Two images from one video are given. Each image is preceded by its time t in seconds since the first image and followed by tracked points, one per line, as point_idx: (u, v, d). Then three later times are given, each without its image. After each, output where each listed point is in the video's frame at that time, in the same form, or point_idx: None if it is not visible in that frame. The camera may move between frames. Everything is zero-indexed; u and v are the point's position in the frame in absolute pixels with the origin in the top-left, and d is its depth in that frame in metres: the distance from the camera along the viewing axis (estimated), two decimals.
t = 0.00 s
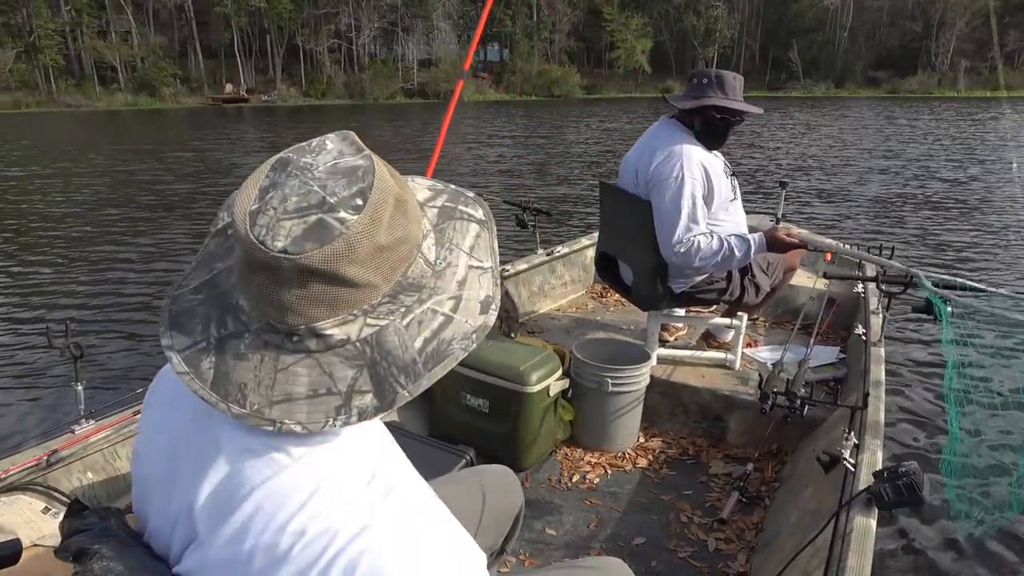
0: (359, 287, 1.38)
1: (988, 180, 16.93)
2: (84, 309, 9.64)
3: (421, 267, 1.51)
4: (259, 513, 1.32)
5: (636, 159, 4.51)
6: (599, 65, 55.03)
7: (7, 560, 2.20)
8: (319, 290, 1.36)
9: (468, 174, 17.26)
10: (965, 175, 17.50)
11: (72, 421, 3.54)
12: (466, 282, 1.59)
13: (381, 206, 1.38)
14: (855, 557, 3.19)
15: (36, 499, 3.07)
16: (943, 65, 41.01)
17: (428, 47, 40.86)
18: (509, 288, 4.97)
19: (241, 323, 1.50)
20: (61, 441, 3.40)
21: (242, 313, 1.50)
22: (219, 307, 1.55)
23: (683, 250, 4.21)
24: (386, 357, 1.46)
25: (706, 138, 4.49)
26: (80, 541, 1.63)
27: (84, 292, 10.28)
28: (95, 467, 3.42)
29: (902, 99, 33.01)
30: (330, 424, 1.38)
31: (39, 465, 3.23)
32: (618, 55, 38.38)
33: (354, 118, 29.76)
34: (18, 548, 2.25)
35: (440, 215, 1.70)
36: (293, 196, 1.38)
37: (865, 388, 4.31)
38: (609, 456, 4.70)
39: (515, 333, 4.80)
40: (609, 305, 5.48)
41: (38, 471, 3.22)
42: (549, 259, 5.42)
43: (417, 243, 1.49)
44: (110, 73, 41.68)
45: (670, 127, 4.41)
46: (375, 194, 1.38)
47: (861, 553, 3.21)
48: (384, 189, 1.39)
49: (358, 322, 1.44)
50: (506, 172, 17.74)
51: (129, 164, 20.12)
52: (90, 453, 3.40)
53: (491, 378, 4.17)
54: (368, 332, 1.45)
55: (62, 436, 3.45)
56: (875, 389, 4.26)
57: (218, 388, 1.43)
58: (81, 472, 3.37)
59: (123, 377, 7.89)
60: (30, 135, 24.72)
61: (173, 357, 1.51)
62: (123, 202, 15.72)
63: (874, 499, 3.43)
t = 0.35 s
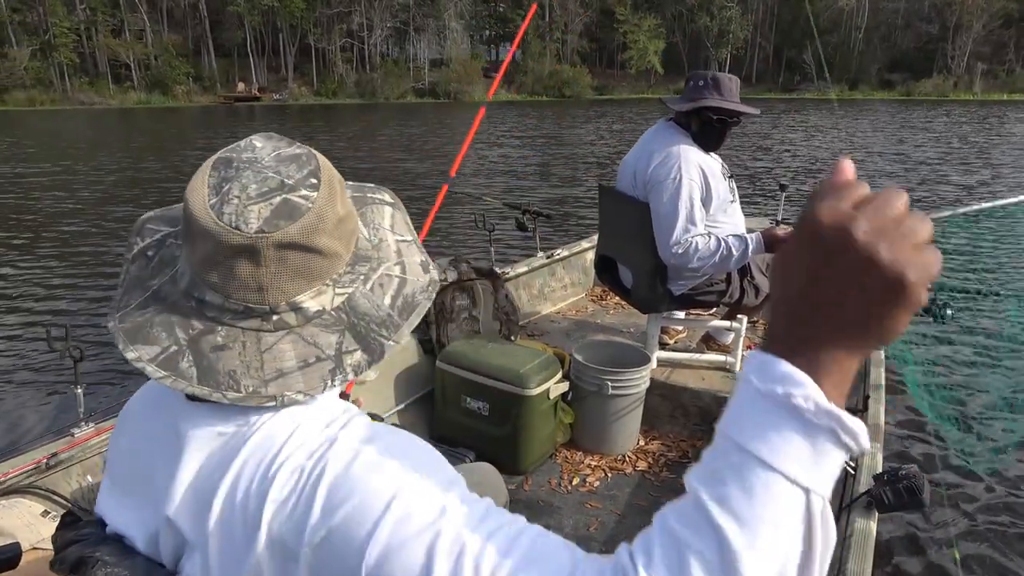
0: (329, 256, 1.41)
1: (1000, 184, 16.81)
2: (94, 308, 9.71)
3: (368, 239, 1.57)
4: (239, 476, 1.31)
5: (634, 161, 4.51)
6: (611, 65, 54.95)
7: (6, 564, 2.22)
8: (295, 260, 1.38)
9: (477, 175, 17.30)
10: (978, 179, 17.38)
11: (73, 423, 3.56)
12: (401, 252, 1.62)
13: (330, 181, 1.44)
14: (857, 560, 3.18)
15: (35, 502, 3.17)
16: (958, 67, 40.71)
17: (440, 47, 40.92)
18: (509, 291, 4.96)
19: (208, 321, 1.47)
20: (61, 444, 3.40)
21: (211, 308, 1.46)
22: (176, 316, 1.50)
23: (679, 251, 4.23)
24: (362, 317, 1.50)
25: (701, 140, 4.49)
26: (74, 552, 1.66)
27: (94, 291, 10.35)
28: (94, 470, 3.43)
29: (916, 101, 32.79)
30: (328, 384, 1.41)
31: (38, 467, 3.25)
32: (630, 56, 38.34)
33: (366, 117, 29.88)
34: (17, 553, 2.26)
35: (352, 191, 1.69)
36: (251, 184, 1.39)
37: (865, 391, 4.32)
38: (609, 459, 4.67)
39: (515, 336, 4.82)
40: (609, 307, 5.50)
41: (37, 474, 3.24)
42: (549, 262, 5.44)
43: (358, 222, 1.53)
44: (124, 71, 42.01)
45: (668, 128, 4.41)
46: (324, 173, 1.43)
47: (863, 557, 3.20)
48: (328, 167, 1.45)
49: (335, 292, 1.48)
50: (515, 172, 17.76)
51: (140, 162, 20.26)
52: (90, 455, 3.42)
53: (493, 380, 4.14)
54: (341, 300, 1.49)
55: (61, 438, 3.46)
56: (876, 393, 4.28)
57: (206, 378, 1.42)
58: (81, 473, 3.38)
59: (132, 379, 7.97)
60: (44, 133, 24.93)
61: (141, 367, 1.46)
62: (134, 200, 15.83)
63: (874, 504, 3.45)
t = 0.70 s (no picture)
0: (268, 245, 1.53)
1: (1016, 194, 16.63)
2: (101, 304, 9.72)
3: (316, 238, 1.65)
4: (184, 436, 1.44)
5: (634, 167, 4.52)
6: (625, 67, 54.63)
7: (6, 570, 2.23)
8: (239, 247, 1.50)
9: (487, 176, 17.26)
10: (994, 189, 17.19)
11: (74, 429, 3.55)
12: (346, 245, 1.71)
13: (271, 176, 1.56)
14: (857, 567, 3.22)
15: (35, 508, 3.17)
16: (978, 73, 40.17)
17: (454, 46, 40.76)
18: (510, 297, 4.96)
19: (165, 311, 1.58)
20: (62, 450, 3.40)
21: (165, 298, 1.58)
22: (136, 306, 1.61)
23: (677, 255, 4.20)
24: (306, 296, 1.59)
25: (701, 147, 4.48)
26: (71, 549, 1.72)
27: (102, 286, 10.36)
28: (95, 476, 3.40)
29: (934, 108, 32.40)
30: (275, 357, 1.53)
31: (39, 473, 3.25)
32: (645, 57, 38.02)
33: (378, 116, 29.84)
34: (15, 561, 2.26)
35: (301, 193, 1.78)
36: (193, 183, 1.52)
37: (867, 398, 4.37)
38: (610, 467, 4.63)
39: (515, 342, 4.81)
40: (609, 314, 5.51)
41: (37, 480, 3.24)
42: (550, 268, 5.45)
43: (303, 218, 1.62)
44: (138, 66, 42.04)
45: (668, 135, 4.39)
46: (264, 171, 1.55)
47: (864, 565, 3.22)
48: (268, 163, 1.57)
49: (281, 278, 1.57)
50: (524, 174, 17.69)
51: (152, 157, 20.28)
52: (91, 461, 3.40)
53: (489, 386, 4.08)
54: (287, 284, 1.58)
55: (64, 444, 3.46)
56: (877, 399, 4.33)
57: (162, 359, 1.53)
58: (82, 480, 3.37)
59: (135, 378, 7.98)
60: (56, 127, 24.98)
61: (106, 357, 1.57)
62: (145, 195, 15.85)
63: (876, 511, 3.47)
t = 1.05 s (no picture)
0: (182, 235, 1.43)
1: None
2: (109, 299, 9.77)
3: (245, 245, 1.41)
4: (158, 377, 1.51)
5: (632, 167, 4.54)
6: (638, 66, 54.43)
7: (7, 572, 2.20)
8: (182, 236, 1.43)
9: (496, 175, 17.25)
10: (1008, 194, 17.05)
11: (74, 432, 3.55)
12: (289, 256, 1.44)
13: (234, 169, 1.41)
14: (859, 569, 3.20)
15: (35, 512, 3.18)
16: (996, 76, 39.79)
17: (467, 43, 40.74)
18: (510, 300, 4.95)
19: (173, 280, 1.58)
20: (61, 454, 3.41)
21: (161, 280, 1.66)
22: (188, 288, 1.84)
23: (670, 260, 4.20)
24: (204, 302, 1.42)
25: (702, 153, 4.48)
26: (57, 531, 1.75)
27: (111, 280, 10.44)
28: (95, 478, 3.38)
29: (950, 111, 32.13)
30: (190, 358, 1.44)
31: (39, 476, 3.27)
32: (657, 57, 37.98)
33: (389, 113, 29.87)
34: (17, 562, 2.23)
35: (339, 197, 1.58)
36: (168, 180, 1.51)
37: (867, 400, 4.36)
38: (610, 469, 4.66)
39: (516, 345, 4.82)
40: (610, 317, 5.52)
41: (37, 483, 3.26)
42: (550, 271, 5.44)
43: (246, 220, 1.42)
44: (153, 61, 42.20)
45: (669, 138, 4.41)
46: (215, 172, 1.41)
47: (865, 567, 3.21)
48: (229, 156, 1.42)
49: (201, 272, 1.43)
50: (533, 174, 17.72)
51: (163, 152, 20.37)
52: (90, 464, 3.40)
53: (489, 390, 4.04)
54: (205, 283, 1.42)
55: (63, 448, 3.46)
56: (877, 403, 4.32)
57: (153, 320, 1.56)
58: (82, 482, 3.36)
59: (141, 372, 8.01)
60: (69, 121, 25.12)
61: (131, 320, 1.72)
62: (156, 190, 15.92)
63: (876, 514, 3.47)
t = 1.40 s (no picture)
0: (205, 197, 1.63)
1: None
2: (116, 298, 9.79)
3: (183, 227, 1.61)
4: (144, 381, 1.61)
5: (635, 167, 4.53)
6: (649, 65, 54.13)
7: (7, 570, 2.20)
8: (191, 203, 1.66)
9: (504, 174, 17.21)
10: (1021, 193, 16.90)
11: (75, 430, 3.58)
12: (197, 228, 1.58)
13: (213, 162, 1.64)
14: (858, 568, 3.21)
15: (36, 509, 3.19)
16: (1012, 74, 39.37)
17: (477, 42, 40.60)
18: (511, 297, 4.98)
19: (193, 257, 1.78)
20: (63, 451, 3.43)
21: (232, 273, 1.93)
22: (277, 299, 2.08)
23: (665, 266, 4.19)
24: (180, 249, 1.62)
25: (709, 164, 4.48)
26: (52, 517, 1.82)
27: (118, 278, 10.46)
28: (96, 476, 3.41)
29: (965, 109, 31.81)
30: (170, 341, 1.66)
31: (39, 473, 3.28)
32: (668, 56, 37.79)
33: (398, 112, 29.82)
34: (18, 560, 2.23)
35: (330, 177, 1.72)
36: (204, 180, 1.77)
37: (867, 398, 4.36)
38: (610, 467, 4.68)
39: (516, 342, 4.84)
40: (610, 314, 5.55)
41: (38, 480, 3.26)
42: (551, 270, 5.47)
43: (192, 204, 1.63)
44: (163, 59, 42.22)
45: (677, 143, 4.40)
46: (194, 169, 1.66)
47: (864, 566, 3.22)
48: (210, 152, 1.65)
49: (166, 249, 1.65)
50: (541, 172, 17.68)
51: (172, 150, 20.42)
52: (91, 461, 3.42)
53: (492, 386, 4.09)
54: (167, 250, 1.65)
55: (65, 445, 3.49)
56: (877, 400, 4.32)
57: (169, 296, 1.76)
58: (82, 479, 3.38)
59: (146, 370, 8.02)
60: (79, 119, 25.19)
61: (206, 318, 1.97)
62: (164, 188, 15.95)
63: (876, 511, 3.49)
